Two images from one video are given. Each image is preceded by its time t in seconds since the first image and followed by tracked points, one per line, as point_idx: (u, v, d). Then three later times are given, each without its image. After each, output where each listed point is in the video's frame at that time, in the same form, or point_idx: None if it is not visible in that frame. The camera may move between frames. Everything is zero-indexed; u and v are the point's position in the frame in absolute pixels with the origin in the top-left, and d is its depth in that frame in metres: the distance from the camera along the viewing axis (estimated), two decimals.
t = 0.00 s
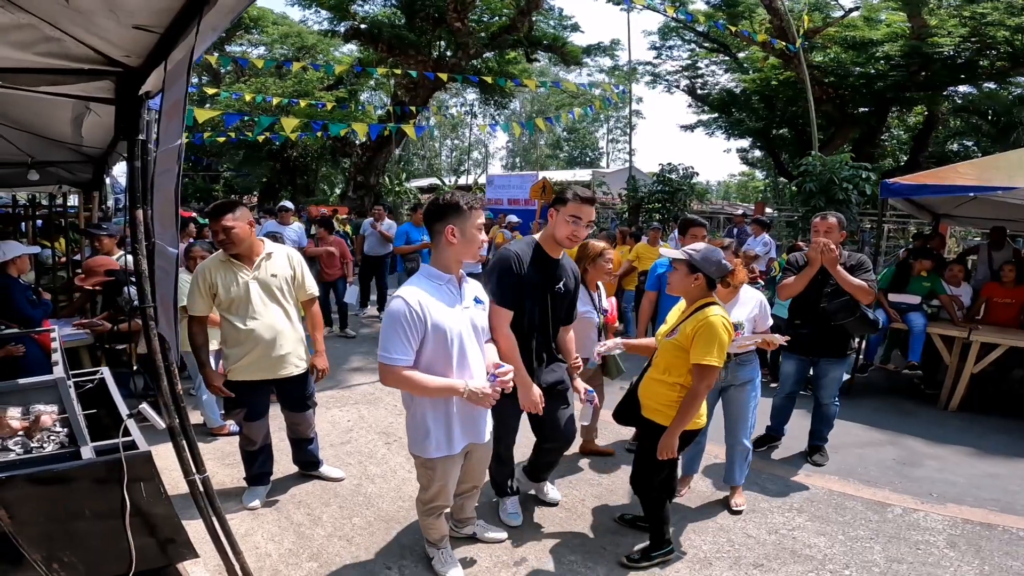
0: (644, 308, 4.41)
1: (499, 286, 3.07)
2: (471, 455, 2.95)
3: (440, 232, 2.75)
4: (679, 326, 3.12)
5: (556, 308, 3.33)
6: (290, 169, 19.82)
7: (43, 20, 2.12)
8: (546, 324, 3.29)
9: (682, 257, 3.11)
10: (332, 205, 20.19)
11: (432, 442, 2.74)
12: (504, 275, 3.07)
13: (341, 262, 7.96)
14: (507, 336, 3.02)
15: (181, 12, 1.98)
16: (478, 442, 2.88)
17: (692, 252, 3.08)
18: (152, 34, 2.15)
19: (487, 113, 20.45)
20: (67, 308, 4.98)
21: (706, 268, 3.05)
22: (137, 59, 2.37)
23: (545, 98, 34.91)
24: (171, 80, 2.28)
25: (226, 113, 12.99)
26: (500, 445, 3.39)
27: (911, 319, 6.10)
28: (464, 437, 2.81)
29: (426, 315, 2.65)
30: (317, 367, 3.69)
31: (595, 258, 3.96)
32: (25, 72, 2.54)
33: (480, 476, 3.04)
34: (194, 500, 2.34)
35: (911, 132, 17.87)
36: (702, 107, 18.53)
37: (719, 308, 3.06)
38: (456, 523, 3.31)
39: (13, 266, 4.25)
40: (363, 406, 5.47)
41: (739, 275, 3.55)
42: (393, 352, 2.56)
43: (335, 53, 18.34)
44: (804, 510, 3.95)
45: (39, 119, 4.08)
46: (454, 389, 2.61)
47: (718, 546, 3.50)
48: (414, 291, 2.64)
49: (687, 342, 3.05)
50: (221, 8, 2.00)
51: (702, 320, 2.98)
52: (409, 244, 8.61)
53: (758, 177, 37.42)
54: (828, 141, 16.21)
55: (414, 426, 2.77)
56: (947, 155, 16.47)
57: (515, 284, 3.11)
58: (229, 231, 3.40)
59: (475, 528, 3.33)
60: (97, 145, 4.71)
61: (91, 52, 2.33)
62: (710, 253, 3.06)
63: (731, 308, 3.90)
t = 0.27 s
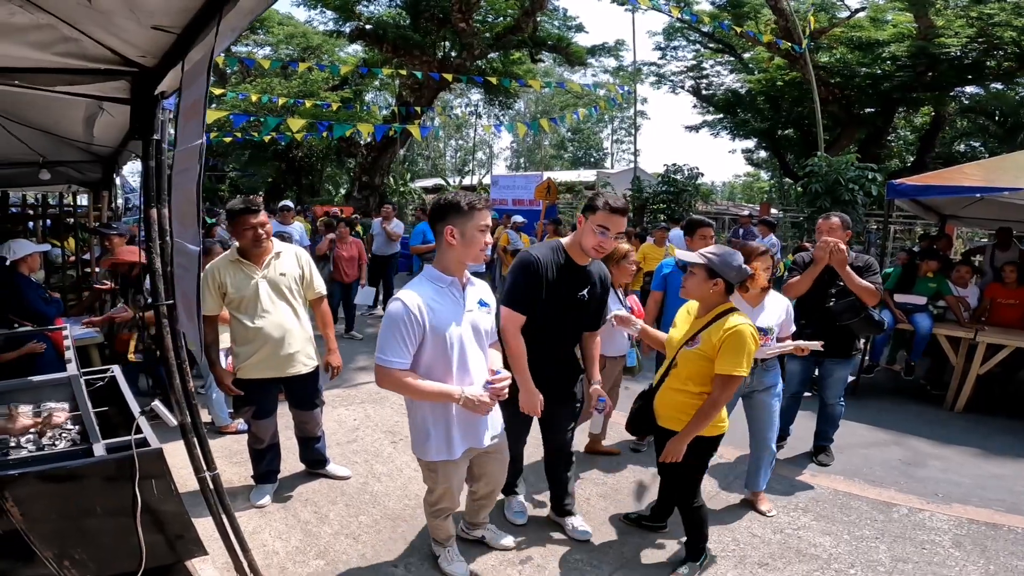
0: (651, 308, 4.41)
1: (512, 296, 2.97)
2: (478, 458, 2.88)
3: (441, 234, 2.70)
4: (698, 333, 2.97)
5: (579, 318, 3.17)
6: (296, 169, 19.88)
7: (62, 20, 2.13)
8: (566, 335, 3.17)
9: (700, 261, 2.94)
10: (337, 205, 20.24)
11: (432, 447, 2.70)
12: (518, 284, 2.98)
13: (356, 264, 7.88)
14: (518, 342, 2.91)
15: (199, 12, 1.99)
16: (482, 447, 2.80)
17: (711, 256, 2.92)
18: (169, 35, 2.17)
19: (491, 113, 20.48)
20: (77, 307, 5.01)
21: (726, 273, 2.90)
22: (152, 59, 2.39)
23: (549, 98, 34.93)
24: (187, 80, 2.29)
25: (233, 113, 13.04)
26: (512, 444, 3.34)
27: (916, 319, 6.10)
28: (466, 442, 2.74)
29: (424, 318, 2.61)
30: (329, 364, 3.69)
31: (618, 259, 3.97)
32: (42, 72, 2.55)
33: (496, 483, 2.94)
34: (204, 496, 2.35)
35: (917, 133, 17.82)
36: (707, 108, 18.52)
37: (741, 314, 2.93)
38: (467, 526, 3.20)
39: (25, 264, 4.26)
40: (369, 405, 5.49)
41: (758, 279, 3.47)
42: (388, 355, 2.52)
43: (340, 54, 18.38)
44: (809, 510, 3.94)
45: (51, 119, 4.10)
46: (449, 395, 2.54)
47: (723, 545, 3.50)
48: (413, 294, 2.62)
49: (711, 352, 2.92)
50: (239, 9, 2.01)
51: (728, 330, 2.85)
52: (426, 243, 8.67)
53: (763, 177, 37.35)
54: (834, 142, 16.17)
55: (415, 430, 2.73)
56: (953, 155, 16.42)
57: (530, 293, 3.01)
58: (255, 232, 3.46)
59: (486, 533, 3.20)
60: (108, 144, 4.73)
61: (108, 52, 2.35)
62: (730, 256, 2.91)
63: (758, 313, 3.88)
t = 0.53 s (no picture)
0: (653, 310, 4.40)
1: (533, 298, 2.93)
2: (481, 459, 2.86)
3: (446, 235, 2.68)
4: (726, 346, 2.68)
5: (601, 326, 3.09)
6: (300, 169, 19.92)
7: (68, 21, 2.13)
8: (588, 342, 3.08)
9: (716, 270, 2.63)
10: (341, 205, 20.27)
11: (432, 446, 2.71)
12: (539, 287, 2.92)
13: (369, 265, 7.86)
14: (528, 345, 2.90)
15: (205, 13, 1.99)
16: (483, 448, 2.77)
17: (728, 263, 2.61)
18: (176, 35, 2.17)
19: (495, 113, 20.48)
20: (83, 306, 5.03)
21: (749, 280, 2.59)
22: (159, 60, 2.39)
23: (553, 98, 34.92)
24: (194, 80, 2.29)
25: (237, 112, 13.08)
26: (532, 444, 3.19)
27: (922, 321, 6.00)
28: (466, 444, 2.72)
29: (426, 316, 2.61)
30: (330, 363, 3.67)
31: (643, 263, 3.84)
32: (48, 72, 2.56)
33: (499, 482, 2.92)
34: (208, 496, 2.35)
35: (922, 133, 17.76)
36: (711, 109, 18.50)
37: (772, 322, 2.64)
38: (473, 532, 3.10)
39: (34, 263, 4.27)
40: (373, 405, 5.49)
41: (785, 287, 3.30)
42: (389, 351, 2.52)
43: (344, 54, 18.40)
44: (812, 511, 3.93)
45: (58, 119, 4.12)
46: (445, 395, 2.52)
47: (726, 545, 3.49)
48: (417, 292, 2.61)
49: (742, 367, 2.64)
50: (246, 10, 2.01)
51: (761, 343, 2.57)
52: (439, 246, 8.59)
53: (767, 177, 37.26)
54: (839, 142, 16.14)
55: (417, 427, 2.74)
56: (959, 156, 16.36)
57: (551, 296, 2.96)
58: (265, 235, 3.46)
59: (491, 540, 3.10)
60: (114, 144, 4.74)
61: (114, 52, 2.35)
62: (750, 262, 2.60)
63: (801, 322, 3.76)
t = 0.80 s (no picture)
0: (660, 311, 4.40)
1: (545, 301, 2.84)
2: (486, 459, 2.84)
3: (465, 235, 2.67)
4: (748, 356, 2.60)
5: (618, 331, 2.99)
6: (304, 169, 19.95)
7: (78, 20, 2.14)
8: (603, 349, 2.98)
9: (735, 279, 2.54)
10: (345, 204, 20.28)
11: (433, 441, 2.72)
12: (552, 290, 2.83)
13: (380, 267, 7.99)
14: (542, 349, 2.83)
15: (215, 13, 1.99)
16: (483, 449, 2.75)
17: (746, 273, 2.52)
18: (186, 35, 2.17)
19: (499, 113, 20.49)
20: (89, 306, 5.04)
21: (772, 291, 2.49)
22: (168, 60, 2.40)
23: (556, 98, 34.91)
24: (203, 80, 2.29)
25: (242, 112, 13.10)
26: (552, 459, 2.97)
27: (929, 322, 5.99)
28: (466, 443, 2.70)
29: (437, 312, 2.62)
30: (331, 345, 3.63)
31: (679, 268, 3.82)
32: (57, 71, 2.56)
33: (502, 482, 2.89)
34: (214, 496, 2.36)
35: (928, 134, 17.71)
36: (715, 109, 18.48)
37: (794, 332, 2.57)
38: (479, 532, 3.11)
39: (40, 263, 4.28)
40: (377, 405, 5.49)
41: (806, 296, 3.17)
42: (397, 342, 2.57)
43: (348, 54, 18.42)
44: (818, 512, 3.92)
45: (66, 119, 4.14)
46: (446, 393, 2.53)
47: (731, 547, 3.48)
48: (432, 288, 2.63)
49: (767, 376, 2.58)
50: (256, 10, 2.01)
51: (788, 352, 2.52)
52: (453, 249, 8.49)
53: (772, 178, 37.18)
54: (844, 143, 16.10)
55: (421, 419, 2.76)
56: (965, 157, 16.31)
57: (565, 299, 2.86)
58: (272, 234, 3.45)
59: (497, 540, 3.10)
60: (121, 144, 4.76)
61: (124, 52, 2.36)
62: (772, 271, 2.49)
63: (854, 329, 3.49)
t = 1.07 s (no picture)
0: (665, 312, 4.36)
1: (554, 315, 2.66)
2: (491, 458, 2.83)
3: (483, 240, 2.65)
4: (760, 361, 2.51)
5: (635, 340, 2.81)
6: (309, 169, 19.99)
7: (87, 20, 2.14)
8: (619, 359, 2.81)
9: (754, 287, 2.41)
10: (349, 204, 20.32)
11: (436, 436, 2.75)
12: (560, 303, 2.65)
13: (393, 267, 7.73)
14: (555, 362, 2.67)
15: (225, 12, 1.99)
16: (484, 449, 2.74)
17: (764, 280, 2.41)
18: (194, 34, 2.17)
19: (503, 113, 20.51)
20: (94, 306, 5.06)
21: (784, 293, 2.42)
22: (175, 59, 2.40)
23: (560, 99, 34.91)
24: (212, 80, 2.29)
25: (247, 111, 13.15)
26: (564, 473, 2.80)
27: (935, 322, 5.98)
28: (467, 442, 2.70)
29: (448, 309, 2.64)
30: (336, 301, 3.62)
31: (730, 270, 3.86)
32: (64, 71, 2.57)
33: (504, 481, 2.89)
34: (219, 496, 2.36)
35: (934, 134, 17.66)
36: (720, 109, 18.47)
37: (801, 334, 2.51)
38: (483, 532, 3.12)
39: (41, 263, 4.28)
40: (381, 405, 5.49)
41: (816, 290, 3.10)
42: (407, 337, 2.60)
43: (352, 54, 18.46)
44: (823, 514, 3.90)
45: (72, 119, 4.15)
46: (450, 390, 2.54)
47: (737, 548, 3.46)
48: (446, 286, 2.65)
49: (778, 381, 2.49)
50: (266, 10, 2.01)
51: (799, 356, 2.45)
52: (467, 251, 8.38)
53: (777, 179, 37.13)
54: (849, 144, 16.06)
55: (429, 414, 2.78)
56: (971, 158, 16.26)
57: (574, 311, 2.68)
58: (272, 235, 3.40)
59: (501, 541, 3.10)
60: (126, 143, 4.77)
61: (132, 52, 2.36)
62: (784, 275, 2.41)
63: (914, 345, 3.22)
